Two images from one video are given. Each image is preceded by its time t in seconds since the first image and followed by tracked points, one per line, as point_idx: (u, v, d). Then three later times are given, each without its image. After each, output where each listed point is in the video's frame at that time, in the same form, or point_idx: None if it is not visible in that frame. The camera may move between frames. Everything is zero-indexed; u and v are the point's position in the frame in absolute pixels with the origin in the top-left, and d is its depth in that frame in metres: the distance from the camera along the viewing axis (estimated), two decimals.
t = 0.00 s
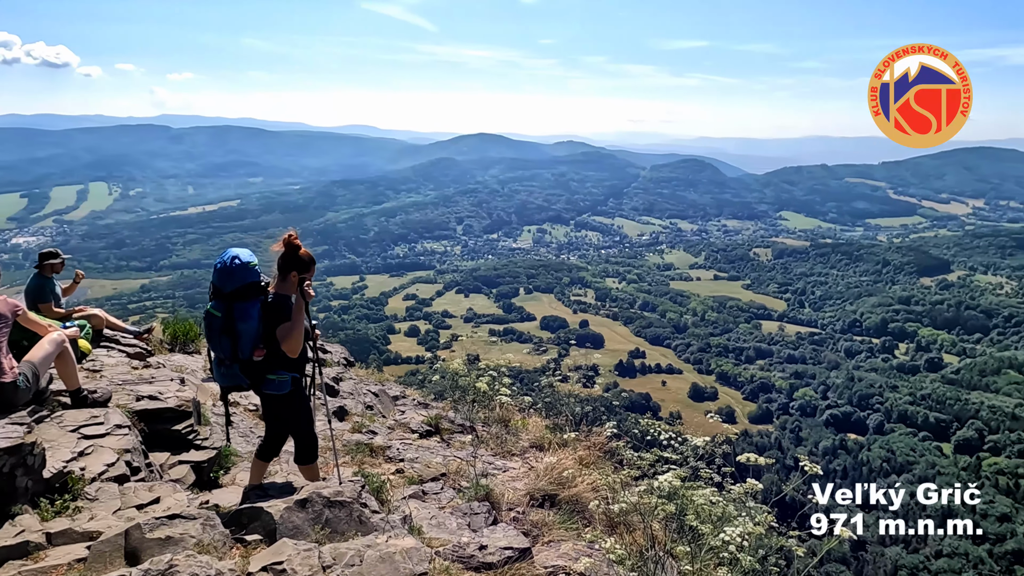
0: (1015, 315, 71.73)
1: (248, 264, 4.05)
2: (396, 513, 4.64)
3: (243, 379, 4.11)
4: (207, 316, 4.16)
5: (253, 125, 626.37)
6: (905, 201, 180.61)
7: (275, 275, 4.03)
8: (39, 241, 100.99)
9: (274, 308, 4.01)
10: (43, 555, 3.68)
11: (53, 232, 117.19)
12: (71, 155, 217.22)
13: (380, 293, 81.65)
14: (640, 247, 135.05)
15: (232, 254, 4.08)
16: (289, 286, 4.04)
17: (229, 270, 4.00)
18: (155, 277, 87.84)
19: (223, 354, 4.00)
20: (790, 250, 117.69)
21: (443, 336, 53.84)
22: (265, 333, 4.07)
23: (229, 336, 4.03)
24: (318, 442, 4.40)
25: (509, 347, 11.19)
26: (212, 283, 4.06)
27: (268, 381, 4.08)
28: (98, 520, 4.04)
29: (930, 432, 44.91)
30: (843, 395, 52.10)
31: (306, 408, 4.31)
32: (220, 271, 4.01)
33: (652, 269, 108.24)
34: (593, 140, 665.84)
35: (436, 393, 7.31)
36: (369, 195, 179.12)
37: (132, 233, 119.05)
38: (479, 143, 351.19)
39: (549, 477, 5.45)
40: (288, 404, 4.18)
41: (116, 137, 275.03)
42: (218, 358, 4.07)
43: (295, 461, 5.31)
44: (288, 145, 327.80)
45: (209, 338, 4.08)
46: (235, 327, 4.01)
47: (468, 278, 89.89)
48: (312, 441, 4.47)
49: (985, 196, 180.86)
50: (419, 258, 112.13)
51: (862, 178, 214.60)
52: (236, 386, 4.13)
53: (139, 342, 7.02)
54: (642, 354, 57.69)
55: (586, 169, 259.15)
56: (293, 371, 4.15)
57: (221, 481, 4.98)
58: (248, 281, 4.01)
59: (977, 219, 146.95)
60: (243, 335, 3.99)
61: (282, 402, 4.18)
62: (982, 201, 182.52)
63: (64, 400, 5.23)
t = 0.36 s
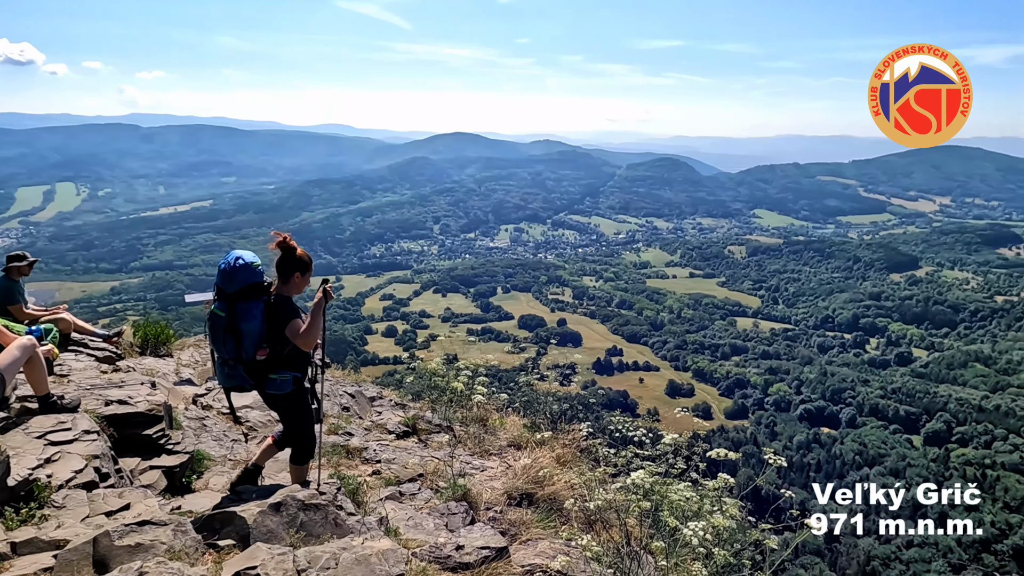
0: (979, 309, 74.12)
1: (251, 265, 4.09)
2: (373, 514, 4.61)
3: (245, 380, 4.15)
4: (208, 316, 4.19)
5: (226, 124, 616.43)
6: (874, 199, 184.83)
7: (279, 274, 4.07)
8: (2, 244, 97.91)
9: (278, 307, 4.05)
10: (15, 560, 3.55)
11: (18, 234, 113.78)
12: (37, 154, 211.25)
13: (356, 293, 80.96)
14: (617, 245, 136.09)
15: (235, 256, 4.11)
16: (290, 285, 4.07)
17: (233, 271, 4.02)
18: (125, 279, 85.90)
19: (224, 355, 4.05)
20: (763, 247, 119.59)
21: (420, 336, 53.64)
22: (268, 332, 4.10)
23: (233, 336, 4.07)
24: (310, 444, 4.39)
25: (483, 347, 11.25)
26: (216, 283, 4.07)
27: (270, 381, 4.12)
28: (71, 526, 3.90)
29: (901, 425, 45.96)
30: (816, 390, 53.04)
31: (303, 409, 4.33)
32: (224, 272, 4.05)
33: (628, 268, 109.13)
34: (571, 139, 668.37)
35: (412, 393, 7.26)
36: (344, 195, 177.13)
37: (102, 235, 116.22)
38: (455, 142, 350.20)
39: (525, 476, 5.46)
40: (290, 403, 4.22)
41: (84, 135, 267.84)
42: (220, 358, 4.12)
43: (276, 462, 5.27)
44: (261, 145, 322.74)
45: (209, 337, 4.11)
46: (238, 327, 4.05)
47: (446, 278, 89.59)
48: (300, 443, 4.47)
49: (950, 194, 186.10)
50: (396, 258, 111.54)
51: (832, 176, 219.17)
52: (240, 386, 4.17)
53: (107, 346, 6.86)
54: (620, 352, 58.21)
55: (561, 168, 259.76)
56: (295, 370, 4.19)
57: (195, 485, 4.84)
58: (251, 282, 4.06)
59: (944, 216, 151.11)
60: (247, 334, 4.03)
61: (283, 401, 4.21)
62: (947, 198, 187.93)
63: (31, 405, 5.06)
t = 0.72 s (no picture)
0: (948, 304, 75.85)
1: (244, 263, 4.06)
2: (350, 517, 4.51)
3: (232, 377, 4.07)
4: (195, 315, 4.13)
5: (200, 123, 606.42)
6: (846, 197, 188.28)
7: (266, 277, 4.06)
8: None
9: (266, 306, 4.00)
10: None
11: None
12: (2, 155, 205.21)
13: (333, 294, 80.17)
14: (594, 244, 136.98)
15: (225, 254, 4.10)
16: (278, 284, 4.06)
17: (224, 269, 4.01)
18: (95, 282, 83.96)
19: (209, 354, 3.99)
20: (738, 245, 121.28)
21: (399, 336, 53.44)
22: (258, 330, 4.06)
23: (222, 332, 4.01)
24: (295, 444, 4.35)
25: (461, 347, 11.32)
26: (206, 280, 4.04)
27: (255, 379, 4.07)
28: (38, 534, 3.76)
29: (873, 418, 47.13)
30: (792, 385, 53.90)
31: (291, 412, 4.29)
32: (212, 270, 4.01)
33: (606, 266, 109.83)
34: (549, 139, 670.11)
35: (389, 395, 7.23)
36: (320, 195, 175.31)
37: (72, 237, 113.33)
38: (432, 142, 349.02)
39: (503, 476, 5.43)
40: (274, 402, 4.19)
41: (52, 133, 260.88)
42: (204, 357, 4.05)
43: (254, 467, 5.16)
44: (235, 144, 317.59)
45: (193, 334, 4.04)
46: (229, 324, 3.99)
47: (423, 277, 89.17)
48: (281, 443, 4.39)
49: (918, 192, 190.81)
50: (373, 259, 110.86)
51: (805, 175, 222.62)
52: (228, 385, 4.12)
53: (77, 350, 6.74)
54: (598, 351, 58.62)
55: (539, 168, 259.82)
56: (279, 370, 4.15)
57: (168, 490, 4.73)
58: (242, 279, 4.02)
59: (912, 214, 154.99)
60: (237, 333, 3.99)
61: (268, 400, 4.18)
62: (916, 196, 192.33)
63: None
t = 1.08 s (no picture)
0: (919, 300, 77.24)
1: (221, 263, 4.04)
2: (328, 520, 4.42)
3: (217, 378, 4.03)
4: (175, 315, 4.04)
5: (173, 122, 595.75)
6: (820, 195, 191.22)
7: (243, 275, 4.03)
8: None
9: (247, 304, 3.98)
10: None
11: None
12: None
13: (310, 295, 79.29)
14: (573, 243, 137.56)
15: (201, 256, 4.06)
16: (259, 283, 4.02)
17: (200, 271, 3.97)
18: (65, 286, 81.93)
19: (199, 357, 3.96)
20: (715, 244, 122.71)
21: (377, 337, 53.11)
22: (240, 328, 4.01)
23: (205, 334, 3.96)
24: (277, 444, 4.29)
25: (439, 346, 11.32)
26: (184, 282, 3.99)
27: (242, 378, 4.04)
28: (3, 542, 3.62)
29: (848, 414, 47.40)
30: (769, 381, 54.81)
31: (273, 411, 4.26)
32: (189, 273, 3.97)
33: (585, 265, 110.36)
34: (527, 138, 669.91)
35: (367, 396, 7.14)
36: (297, 195, 173.12)
37: (41, 240, 110.40)
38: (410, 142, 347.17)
39: (482, 476, 5.41)
40: (258, 401, 4.16)
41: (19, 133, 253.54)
42: (187, 358, 4.00)
43: (231, 470, 5.07)
44: (208, 144, 311.78)
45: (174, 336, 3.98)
46: (211, 324, 3.96)
47: (402, 278, 88.61)
48: (262, 445, 4.31)
49: (890, 190, 194.96)
50: (351, 259, 109.96)
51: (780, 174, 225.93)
52: (211, 386, 4.08)
53: (44, 355, 6.60)
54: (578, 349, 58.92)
55: (517, 167, 259.44)
56: (267, 368, 4.13)
57: (139, 498, 4.62)
58: (221, 279, 3.99)
59: (884, 212, 158.41)
60: (219, 332, 3.94)
61: (253, 399, 4.15)
62: (888, 193, 196.13)
63: None
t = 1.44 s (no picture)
0: (889, 295, 78.65)
1: (201, 267, 3.97)
2: (303, 523, 4.30)
3: (202, 381, 3.97)
4: (155, 320, 3.98)
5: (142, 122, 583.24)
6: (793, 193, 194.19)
7: (221, 276, 3.99)
8: None
9: (228, 305, 3.93)
10: None
11: None
12: None
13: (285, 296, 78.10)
14: (550, 242, 137.94)
15: (179, 257, 4.04)
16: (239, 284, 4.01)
17: (178, 274, 3.91)
18: (30, 290, 79.54)
19: (178, 360, 3.89)
20: (691, 242, 123.94)
21: (354, 338, 52.73)
22: (223, 330, 3.97)
23: (191, 336, 3.90)
24: (260, 445, 4.28)
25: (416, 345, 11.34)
26: (162, 283, 3.92)
27: (228, 379, 4.02)
28: None
29: (822, 408, 48.64)
30: (744, 377, 55.58)
31: (255, 414, 4.27)
32: (165, 274, 3.91)
33: (563, 264, 110.66)
34: (502, 138, 669.66)
35: (343, 398, 7.09)
36: (271, 195, 170.60)
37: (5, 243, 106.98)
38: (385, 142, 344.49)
39: (459, 476, 5.36)
40: (240, 402, 4.15)
41: None
42: (168, 360, 3.92)
43: (207, 475, 4.97)
44: (179, 143, 305.50)
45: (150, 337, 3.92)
46: (196, 325, 3.90)
47: (379, 278, 87.76)
48: (240, 448, 4.25)
49: (860, 188, 199.43)
50: (327, 260, 108.83)
51: (752, 173, 228.85)
52: (193, 390, 3.99)
53: (8, 361, 6.41)
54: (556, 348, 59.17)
55: (494, 166, 258.83)
56: (252, 368, 4.10)
57: (109, 507, 4.48)
58: (201, 282, 3.94)
59: (855, 209, 161.85)
60: (205, 334, 3.87)
61: (235, 401, 4.13)
62: (858, 191, 200.11)
63: None
